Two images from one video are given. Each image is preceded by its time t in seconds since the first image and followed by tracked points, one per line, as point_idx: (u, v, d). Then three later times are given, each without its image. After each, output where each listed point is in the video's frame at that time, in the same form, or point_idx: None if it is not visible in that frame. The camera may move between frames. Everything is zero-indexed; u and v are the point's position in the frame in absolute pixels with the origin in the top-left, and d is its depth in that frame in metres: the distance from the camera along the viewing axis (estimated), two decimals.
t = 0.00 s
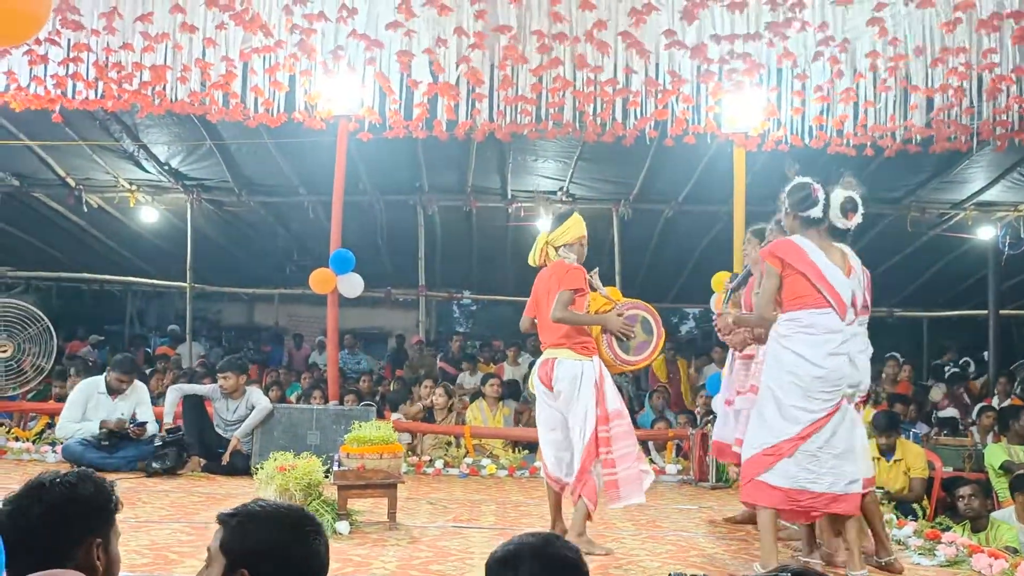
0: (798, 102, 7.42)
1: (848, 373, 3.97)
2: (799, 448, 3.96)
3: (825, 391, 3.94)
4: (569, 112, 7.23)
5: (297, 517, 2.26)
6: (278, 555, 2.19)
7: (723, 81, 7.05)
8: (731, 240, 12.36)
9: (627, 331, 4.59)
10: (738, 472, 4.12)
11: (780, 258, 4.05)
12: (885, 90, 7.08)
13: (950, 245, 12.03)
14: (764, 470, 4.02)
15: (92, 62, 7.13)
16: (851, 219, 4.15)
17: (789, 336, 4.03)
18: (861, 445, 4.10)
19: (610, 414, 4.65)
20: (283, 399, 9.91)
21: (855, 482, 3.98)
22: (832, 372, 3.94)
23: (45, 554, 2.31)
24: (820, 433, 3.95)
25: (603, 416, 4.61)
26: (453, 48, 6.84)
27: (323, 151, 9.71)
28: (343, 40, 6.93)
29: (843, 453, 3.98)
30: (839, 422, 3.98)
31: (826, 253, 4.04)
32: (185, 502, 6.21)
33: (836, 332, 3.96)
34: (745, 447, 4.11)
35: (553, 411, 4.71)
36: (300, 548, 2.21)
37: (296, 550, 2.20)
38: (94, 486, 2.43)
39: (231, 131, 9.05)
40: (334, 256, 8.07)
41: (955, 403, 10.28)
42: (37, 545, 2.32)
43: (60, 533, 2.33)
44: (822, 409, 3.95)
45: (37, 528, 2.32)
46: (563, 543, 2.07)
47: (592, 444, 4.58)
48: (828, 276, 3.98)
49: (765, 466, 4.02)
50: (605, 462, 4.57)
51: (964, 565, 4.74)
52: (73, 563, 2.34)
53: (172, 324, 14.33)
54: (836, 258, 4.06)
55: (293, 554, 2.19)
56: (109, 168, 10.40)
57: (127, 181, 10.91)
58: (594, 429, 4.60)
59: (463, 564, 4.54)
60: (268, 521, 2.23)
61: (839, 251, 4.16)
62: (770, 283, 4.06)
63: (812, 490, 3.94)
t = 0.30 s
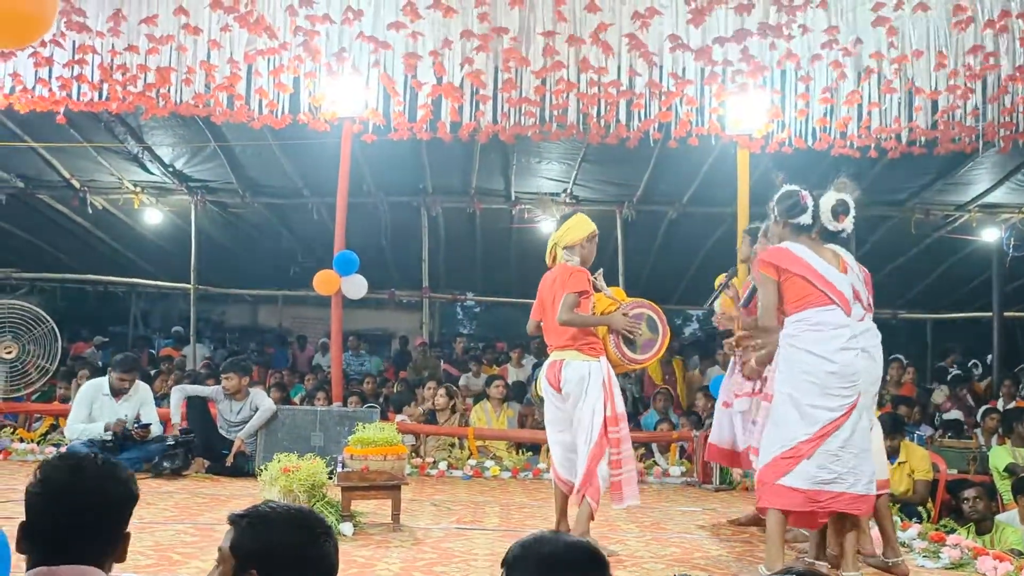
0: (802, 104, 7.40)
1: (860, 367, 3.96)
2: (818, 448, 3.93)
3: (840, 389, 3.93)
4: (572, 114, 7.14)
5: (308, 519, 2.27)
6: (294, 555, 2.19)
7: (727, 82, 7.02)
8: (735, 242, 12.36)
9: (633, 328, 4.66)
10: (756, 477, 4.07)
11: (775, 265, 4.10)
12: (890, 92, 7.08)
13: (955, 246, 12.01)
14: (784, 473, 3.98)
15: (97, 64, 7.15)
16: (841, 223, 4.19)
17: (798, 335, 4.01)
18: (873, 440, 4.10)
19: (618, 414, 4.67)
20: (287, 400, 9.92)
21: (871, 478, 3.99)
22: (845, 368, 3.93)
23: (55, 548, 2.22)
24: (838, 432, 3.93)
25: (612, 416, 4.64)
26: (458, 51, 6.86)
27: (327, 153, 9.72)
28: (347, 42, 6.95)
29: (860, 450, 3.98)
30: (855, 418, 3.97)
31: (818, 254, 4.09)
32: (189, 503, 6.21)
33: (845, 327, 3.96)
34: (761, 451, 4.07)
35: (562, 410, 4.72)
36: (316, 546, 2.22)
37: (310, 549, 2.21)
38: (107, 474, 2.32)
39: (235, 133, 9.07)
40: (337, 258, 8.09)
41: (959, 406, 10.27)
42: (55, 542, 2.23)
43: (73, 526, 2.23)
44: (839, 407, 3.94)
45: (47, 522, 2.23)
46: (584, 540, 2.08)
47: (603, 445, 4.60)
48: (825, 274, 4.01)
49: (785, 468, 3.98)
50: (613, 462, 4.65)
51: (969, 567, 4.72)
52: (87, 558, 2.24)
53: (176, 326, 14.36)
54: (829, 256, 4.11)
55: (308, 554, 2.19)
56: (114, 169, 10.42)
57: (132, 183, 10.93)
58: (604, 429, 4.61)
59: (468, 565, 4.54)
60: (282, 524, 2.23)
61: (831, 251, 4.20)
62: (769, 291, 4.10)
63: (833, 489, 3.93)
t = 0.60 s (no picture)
0: (803, 104, 7.40)
1: (868, 376, 4.16)
2: (825, 452, 4.15)
3: (847, 397, 4.14)
4: (573, 115, 7.20)
5: (318, 522, 2.27)
6: (296, 557, 2.18)
7: (728, 83, 7.13)
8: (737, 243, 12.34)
9: (636, 330, 4.54)
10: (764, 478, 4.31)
11: (794, 274, 4.30)
12: (894, 92, 7.06)
13: (957, 247, 12.01)
14: (792, 475, 4.21)
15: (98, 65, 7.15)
16: (850, 237, 4.33)
17: (809, 346, 4.24)
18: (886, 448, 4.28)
19: (623, 416, 4.67)
20: (289, 401, 9.93)
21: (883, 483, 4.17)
22: (852, 376, 4.14)
23: (58, 538, 2.23)
24: (846, 438, 4.14)
25: (617, 418, 4.63)
26: (459, 51, 6.86)
27: (328, 153, 9.71)
28: (348, 43, 6.93)
29: (869, 456, 4.17)
30: (864, 425, 4.17)
31: (836, 266, 4.28)
32: (191, 503, 6.23)
33: (855, 339, 4.17)
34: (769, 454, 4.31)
35: (565, 412, 4.72)
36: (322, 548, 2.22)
37: (316, 553, 2.21)
38: (120, 466, 2.31)
39: (237, 133, 9.08)
40: (340, 259, 8.09)
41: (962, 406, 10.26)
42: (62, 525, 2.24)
43: (82, 519, 2.24)
44: (847, 414, 4.14)
45: (54, 511, 2.24)
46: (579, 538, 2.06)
47: (607, 447, 4.61)
48: (840, 286, 4.22)
49: (793, 471, 4.21)
50: (618, 465, 4.64)
51: (971, 569, 4.73)
52: (96, 549, 2.26)
53: (178, 326, 14.39)
54: (846, 270, 4.31)
55: (314, 557, 2.20)
56: (116, 170, 10.43)
57: (134, 183, 10.94)
58: (608, 431, 4.61)
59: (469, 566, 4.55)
60: (293, 526, 2.22)
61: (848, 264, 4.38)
62: (787, 300, 4.30)
63: (843, 493, 4.12)
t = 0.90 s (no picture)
0: (804, 105, 7.39)
1: (845, 376, 4.34)
2: (805, 448, 4.36)
3: (824, 396, 4.32)
4: (575, 114, 7.20)
5: (322, 514, 2.26)
6: (293, 553, 2.17)
7: (729, 82, 7.01)
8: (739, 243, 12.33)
9: (646, 328, 4.62)
10: (752, 473, 4.56)
11: (785, 277, 4.46)
12: (896, 92, 7.07)
13: (958, 247, 12.01)
14: (778, 470, 4.45)
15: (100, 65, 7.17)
16: (841, 242, 4.47)
17: (790, 348, 4.41)
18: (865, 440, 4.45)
19: (624, 416, 4.66)
20: (291, 401, 9.93)
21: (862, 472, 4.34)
22: (830, 378, 4.32)
23: (81, 522, 2.13)
24: (824, 434, 4.33)
25: (617, 417, 4.63)
26: (460, 52, 6.88)
27: (330, 153, 9.72)
28: (350, 43, 6.95)
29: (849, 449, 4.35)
30: (843, 421, 4.34)
31: (826, 273, 4.43)
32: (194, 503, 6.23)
33: (833, 342, 4.34)
34: (755, 451, 4.55)
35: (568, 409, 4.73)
36: (322, 548, 2.20)
37: (312, 550, 2.19)
38: (153, 459, 2.20)
39: (239, 133, 9.09)
40: (342, 259, 8.09)
41: (964, 406, 10.25)
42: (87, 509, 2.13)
43: (104, 503, 2.13)
44: (825, 413, 4.33)
45: (78, 494, 2.13)
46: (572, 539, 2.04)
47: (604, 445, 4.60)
48: (827, 292, 4.37)
49: (778, 466, 4.45)
50: (614, 465, 4.63)
51: (974, 568, 4.72)
52: (115, 539, 2.14)
53: (179, 326, 14.40)
54: (834, 277, 4.46)
55: (314, 552, 2.19)
56: (118, 170, 10.43)
57: (136, 183, 10.94)
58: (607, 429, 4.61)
59: (472, 565, 4.55)
60: (289, 517, 2.22)
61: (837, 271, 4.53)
62: (777, 302, 4.46)
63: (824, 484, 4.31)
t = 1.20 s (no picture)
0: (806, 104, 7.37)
1: (822, 368, 4.56)
2: (783, 438, 4.54)
3: (803, 387, 4.53)
4: (577, 113, 7.18)
5: (331, 508, 2.21)
6: (300, 552, 2.13)
7: (732, 81, 6.99)
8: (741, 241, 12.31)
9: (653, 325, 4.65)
10: (727, 464, 4.68)
11: (753, 277, 4.63)
12: (899, 90, 7.05)
13: (960, 246, 11.99)
14: (754, 460, 4.59)
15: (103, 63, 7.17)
16: (804, 240, 4.68)
17: (769, 341, 4.59)
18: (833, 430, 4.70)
19: (632, 412, 4.66)
20: (292, 399, 9.94)
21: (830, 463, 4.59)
22: (808, 369, 4.53)
23: (91, 518, 2.13)
24: (802, 424, 4.53)
25: (625, 413, 4.63)
26: (462, 50, 6.88)
27: (332, 152, 9.71)
28: (352, 41, 6.94)
29: (821, 440, 4.58)
30: (818, 412, 4.56)
31: (792, 268, 4.64)
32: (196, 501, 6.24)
33: (810, 335, 4.55)
34: (731, 443, 4.68)
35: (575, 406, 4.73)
36: (330, 545, 2.15)
37: (315, 548, 2.14)
38: (165, 457, 2.19)
39: (241, 132, 9.09)
40: (343, 257, 8.08)
41: (966, 405, 10.24)
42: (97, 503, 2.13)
43: (115, 501, 2.13)
44: (802, 404, 4.54)
45: (90, 489, 2.14)
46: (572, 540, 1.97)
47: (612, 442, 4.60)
48: (796, 287, 4.57)
49: (754, 456, 4.59)
50: (625, 461, 4.62)
51: (976, 566, 4.72)
52: (123, 536, 2.13)
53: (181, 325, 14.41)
54: (799, 270, 4.67)
55: (322, 552, 2.15)
56: (120, 169, 10.43)
57: (138, 182, 10.94)
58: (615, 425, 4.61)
59: (473, 563, 4.56)
60: (297, 511, 2.18)
61: (801, 263, 4.73)
62: (748, 300, 4.62)
63: (801, 475, 4.52)
